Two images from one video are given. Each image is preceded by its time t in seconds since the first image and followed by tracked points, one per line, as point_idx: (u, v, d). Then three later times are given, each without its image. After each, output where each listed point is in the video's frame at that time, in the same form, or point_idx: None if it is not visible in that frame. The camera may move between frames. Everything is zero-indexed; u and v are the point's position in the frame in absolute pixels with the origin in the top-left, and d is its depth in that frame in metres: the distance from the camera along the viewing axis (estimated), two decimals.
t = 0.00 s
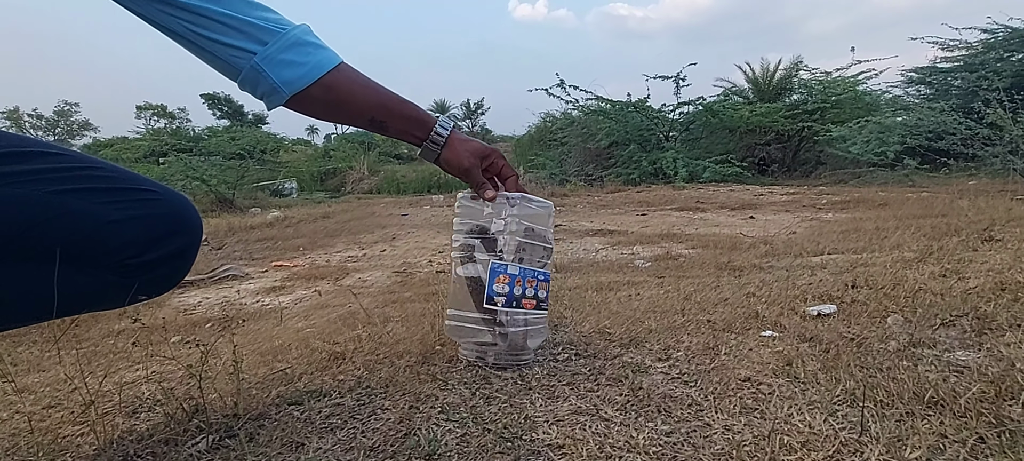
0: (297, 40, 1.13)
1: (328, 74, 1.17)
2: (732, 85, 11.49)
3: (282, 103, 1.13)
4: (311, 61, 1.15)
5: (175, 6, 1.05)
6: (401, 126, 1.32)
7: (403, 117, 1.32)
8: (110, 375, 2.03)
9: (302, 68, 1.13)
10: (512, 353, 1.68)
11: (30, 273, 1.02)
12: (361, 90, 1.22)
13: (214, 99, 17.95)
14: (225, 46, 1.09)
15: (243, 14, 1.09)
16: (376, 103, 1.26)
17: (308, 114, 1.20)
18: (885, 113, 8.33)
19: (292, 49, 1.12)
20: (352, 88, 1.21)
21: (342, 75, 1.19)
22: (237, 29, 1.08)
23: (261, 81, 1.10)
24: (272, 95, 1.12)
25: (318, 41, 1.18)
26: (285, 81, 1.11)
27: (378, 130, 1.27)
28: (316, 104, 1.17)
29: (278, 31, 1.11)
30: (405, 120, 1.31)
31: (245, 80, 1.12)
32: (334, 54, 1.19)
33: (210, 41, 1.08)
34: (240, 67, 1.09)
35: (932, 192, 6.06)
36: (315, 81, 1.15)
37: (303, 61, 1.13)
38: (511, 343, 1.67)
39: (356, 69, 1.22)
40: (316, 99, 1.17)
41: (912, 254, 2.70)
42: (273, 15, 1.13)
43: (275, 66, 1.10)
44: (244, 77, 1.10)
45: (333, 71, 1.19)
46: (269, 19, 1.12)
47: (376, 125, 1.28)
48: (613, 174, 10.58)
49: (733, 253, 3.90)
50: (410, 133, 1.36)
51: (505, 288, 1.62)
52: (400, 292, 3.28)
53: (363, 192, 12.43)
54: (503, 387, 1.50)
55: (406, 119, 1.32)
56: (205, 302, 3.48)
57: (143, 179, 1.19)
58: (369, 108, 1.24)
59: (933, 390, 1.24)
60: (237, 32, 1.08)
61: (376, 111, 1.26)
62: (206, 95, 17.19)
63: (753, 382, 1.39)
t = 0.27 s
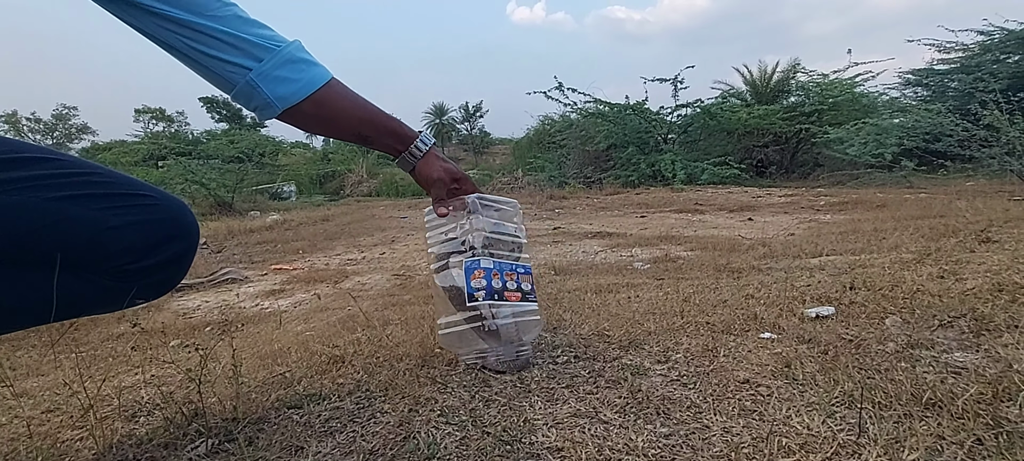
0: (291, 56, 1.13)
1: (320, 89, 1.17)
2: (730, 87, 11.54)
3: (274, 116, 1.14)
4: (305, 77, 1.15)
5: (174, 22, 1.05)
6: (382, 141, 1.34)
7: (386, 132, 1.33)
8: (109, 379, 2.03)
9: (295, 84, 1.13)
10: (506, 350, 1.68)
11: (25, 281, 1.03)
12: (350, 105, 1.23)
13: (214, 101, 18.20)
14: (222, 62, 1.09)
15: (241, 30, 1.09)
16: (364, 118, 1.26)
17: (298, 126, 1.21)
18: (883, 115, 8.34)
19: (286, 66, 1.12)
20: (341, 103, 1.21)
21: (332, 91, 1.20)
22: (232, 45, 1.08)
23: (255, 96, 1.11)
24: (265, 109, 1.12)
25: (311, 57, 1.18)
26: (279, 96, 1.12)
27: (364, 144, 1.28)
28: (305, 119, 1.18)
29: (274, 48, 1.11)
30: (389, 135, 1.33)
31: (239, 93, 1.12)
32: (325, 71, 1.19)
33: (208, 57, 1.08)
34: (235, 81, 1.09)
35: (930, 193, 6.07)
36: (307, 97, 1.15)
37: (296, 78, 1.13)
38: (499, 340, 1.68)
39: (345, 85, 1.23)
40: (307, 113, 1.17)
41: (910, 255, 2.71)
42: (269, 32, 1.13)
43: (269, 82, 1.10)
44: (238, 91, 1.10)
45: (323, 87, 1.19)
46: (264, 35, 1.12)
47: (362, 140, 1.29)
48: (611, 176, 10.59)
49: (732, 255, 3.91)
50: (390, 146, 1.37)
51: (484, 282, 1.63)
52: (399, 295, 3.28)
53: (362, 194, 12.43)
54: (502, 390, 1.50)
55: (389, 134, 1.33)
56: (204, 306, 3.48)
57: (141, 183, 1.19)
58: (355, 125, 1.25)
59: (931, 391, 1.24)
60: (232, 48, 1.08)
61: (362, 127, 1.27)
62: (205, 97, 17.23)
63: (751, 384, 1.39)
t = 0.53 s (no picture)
0: (275, 75, 1.14)
1: (303, 107, 1.18)
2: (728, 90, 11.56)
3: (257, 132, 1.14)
4: (288, 95, 1.16)
5: (162, 38, 1.06)
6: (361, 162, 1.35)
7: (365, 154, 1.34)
8: (109, 383, 2.02)
9: (279, 103, 1.14)
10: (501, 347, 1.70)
11: (26, 282, 1.03)
12: (331, 124, 1.24)
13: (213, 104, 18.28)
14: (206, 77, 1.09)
15: (228, 48, 1.10)
16: (345, 137, 1.27)
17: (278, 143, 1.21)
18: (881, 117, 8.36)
19: (270, 84, 1.13)
20: (323, 123, 1.22)
21: (314, 109, 1.21)
22: (218, 61, 1.09)
23: (239, 112, 1.12)
24: (248, 124, 1.13)
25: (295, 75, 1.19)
26: (262, 113, 1.13)
27: (343, 162, 1.29)
28: (285, 138, 1.18)
29: (259, 67, 1.13)
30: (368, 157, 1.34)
31: (222, 108, 1.12)
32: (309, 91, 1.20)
33: (193, 72, 1.08)
34: (220, 97, 1.10)
35: (929, 195, 6.08)
36: (290, 115, 1.16)
37: (279, 97, 1.14)
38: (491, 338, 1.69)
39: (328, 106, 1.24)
40: (289, 130, 1.17)
41: (910, 257, 2.71)
42: (255, 51, 1.14)
43: (253, 99, 1.11)
44: (222, 106, 1.11)
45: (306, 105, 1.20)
46: (250, 54, 1.13)
47: (341, 159, 1.29)
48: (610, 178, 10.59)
49: (731, 256, 3.91)
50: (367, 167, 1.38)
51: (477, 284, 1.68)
52: (399, 297, 3.28)
53: (361, 197, 12.44)
54: (503, 393, 1.50)
55: (369, 155, 1.34)
56: (204, 309, 3.48)
57: (136, 185, 1.19)
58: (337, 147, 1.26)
59: (931, 392, 1.25)
60: (219, 64, 1.09)
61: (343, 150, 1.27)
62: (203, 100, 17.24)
63: (751, 386, 1.39)
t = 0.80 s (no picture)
0: (265, 78, 1.10)
1: (293, 112, 1.14)
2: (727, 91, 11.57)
3: (247, 137, 1.09)
4: (279, 99, 1.11)
5: (145, 40, 1.02)
6: (358, 168, 1.30)
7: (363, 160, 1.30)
8: (108, 387, 2.02)
9: (269, 106, 1.10)
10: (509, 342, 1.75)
11: (24, 281, 1.02)
12: (325, 129, 1.19)
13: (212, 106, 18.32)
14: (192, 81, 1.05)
15: (215, 51, 1.06)
16: (339, 143, 1.23)
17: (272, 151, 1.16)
18: (880, 118, 8.36)
19: (259, 86, 1.09)
20: (317, 127, 1.18)
21: (306, 114, 1.16)
22: (204, 64, 1.05)
23: (227, 116, 1.07)
24: (237, 130, 1.08)
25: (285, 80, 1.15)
26: (251, 115, 1.08)
27: (339, 169, 1.24)
28: (279, 143, 1.13)
29: (247, 69, 1.08)
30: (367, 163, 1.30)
31: (210, 114, 1.08)
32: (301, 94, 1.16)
33: (178, 76, 1.04)
34: (206, 102, 1.05)
35: (928, 196, 6.08)
36: (281, 118, 1.11)
37: (269, 100, 1.10)
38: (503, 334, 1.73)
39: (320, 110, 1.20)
40: (281, 135, 1.13)
41: (909, 258, 2.71)
42: (242, 55, 1.10)
43: (242, 101, 1.07)
44: (210, 112, 1.06)
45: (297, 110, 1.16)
46: (237, 56, 1.09)
47: (337, 166, 1.25)
48: (610, 179, 10.59)
49: (731, 258, 3.91)
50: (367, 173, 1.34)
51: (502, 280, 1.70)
52: (398, 300, 3.28)
53: (360, 199, 12.43)
54: (504, 396, 1.50)
55: (367, 161, 1.30)
56: (203, 312, 3.48)
57: (135, 185, 1.19)
58: (333, 150, 1.22)
59: (933, 395, 1.25)
60: (205, 67, 1.05)
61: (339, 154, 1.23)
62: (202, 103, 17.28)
63: (753, 388, 1.39)
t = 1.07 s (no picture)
0: (268, 51, 1.10)
1: (301, 83, 1.14)
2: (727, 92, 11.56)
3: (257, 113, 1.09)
4: (284, 70, 1.11)
5: (146, 24, 1.03)
6: (378, 136, 1.29)
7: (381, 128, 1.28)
8: (110, 388, 2.02)
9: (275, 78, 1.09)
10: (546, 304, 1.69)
11: (24, 280, 1.03)
12: (336, 97, 1.18)
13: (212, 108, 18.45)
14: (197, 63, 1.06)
15: (215, 28, 1.07)
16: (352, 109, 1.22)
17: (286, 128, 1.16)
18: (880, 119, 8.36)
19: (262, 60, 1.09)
20: (327, 98, 1.17)
21: (314, 85, 1.16)
22: (205, 43, 1.05)
23: (236, 93, 1.07)
24: (247, 105, 1.08)
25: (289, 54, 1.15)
26: (257, 88, 1.08)
27: (358, 136, 1.23)
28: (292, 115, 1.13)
29: (249, 44, 1.08)
30: (386, 131, 1.28)
31: (219, 94, 1.08)
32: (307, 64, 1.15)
33: (182, 57, 1.05)
34: (213, 81, 1.06)
35: (928, 196, 6.08)
36: (288, 90, 1.11)
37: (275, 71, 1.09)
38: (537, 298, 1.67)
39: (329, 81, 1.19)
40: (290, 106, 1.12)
41: (910, 259, 2.71)
42: (244, 31, 1.10)
43: (247, 77, 1.07)
44: (217, 91, 1.06)
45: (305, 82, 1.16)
46: (239, 33, 1.09)
47: (356, 133, 1.24)
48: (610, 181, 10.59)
49: (732, 259, 3.91)
50: (389, 142, 1.32)
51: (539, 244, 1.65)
52: (399, 301, 3.28)
53: (361, 201, 12.43)
54: (506, 398, 1.50)
55: (385, 128, 1.28)
56: (204, 314, 3.48)
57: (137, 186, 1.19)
58: (347, 118, 1.20)
59: (935, 396, 1.25)
60: (206, 44, 1.05)
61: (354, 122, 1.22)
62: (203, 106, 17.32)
63: (755, 390, 1.39)
